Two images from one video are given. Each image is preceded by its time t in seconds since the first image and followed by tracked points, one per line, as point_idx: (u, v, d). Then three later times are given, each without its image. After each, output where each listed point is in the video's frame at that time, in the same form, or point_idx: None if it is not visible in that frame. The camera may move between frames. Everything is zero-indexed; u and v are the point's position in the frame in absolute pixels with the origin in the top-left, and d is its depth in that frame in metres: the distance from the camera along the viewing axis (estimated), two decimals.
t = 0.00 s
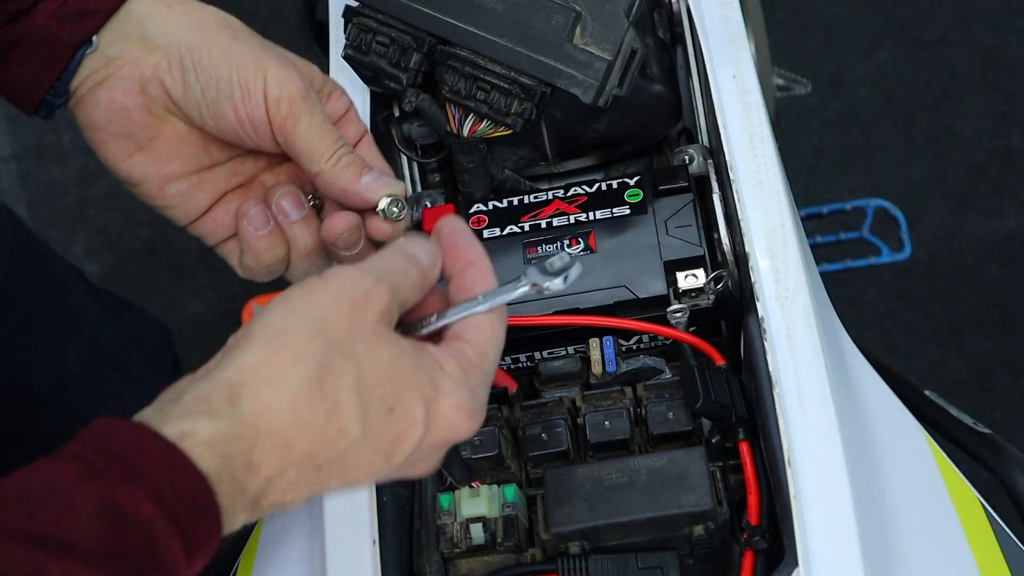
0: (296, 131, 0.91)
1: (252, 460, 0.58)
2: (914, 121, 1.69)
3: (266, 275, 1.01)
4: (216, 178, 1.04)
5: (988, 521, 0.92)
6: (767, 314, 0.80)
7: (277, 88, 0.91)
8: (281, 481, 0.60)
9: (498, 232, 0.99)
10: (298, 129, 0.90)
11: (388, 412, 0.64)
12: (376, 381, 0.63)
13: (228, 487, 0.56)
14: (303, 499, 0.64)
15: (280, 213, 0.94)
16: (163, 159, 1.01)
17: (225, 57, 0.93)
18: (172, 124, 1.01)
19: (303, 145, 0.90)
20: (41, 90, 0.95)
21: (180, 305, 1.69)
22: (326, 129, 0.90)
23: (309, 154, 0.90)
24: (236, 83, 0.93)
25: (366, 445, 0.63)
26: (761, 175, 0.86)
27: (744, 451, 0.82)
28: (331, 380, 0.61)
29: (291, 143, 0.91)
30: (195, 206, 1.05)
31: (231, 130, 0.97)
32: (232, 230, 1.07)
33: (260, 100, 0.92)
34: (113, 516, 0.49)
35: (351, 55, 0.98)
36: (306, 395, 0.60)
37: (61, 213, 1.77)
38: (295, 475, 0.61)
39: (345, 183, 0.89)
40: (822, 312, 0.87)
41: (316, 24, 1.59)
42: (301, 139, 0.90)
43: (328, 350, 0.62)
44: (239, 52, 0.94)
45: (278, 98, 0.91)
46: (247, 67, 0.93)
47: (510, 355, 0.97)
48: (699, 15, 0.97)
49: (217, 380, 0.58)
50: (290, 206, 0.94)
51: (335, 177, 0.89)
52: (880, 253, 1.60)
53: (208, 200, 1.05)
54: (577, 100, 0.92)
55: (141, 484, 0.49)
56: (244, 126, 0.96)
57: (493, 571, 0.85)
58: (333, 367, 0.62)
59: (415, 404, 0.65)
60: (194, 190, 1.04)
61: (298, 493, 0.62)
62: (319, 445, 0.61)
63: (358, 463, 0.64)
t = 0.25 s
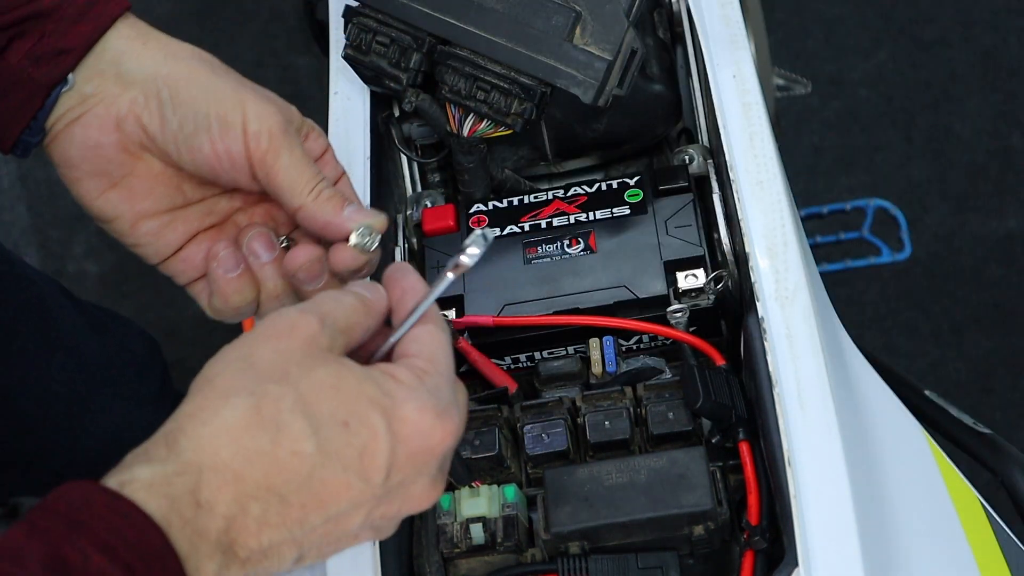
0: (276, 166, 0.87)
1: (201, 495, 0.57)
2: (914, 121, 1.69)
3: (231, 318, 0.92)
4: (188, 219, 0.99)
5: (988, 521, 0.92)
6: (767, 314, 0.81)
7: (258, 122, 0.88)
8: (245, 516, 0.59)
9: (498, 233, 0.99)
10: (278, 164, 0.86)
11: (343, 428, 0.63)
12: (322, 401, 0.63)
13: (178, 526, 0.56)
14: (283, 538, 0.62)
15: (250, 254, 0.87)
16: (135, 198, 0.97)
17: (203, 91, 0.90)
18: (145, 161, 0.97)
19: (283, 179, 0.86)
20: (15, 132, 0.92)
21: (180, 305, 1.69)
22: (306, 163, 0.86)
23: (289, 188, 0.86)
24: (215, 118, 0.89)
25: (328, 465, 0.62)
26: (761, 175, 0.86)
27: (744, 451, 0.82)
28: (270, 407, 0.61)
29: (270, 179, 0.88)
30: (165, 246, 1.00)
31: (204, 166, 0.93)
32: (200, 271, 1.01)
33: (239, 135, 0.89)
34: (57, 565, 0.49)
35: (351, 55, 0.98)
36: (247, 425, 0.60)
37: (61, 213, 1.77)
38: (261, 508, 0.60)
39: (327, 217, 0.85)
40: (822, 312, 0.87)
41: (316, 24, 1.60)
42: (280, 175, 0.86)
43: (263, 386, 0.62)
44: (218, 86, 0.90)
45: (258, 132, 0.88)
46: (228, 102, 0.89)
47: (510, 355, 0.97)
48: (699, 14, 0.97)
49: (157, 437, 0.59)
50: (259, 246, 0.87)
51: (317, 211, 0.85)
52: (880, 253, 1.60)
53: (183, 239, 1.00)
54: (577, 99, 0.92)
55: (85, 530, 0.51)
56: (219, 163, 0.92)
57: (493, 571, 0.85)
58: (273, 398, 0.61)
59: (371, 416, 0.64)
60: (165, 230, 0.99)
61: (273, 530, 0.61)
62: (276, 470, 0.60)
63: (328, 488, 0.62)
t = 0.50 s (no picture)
0: (206, 245, 0.89)
1: (166, 519, 0.62)
2: (914, 121, 1.69)
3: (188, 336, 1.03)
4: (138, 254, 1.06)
5: (988, 520, 0.92)
6: (767, 314, 0.80)
7: (181, 206, 0.89)
8: (215, 534, 0.63)
9: (498, 232, 0.99)
10: (208, 244, 0.89)
11: (292, 432, 0.68)
12: (266, 414, 0.68)
13: (151, 550, 0.60)
14: (260, 551, 0.66)
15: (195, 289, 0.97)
16: (79, 244, 1.06)
17: (127, 175, 0.91)
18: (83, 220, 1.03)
19: (214, 256, 0.89)
20: None
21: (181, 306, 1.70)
22: (234, 238, 0.88)
23: (223, 266, 0.88)
24: (144, 203, 0.91)
25: (285, 469, 0.67)
26: (761, 175, 0.86)
27: (745, 451, 0.82)
28: (214, 426, 0.66)
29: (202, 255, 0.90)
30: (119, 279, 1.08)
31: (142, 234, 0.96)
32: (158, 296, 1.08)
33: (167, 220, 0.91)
34: None
35: (351, 55, 0.98)
36: (196, 448, 0.64)
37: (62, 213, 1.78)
38: (229, 523, 0.64)
39: (264, 289, 0.86)
40: (822, 312, 0.87)
41: (316, 24, 1.60)
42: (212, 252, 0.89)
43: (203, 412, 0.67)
44: (141, 167, 0.91)
45: (181, 215, 0.89)
46: (150, 188, 0.90)
47: (510, 355, 0.97)
48: (700, 14, 0.97)
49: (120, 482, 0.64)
50: (205, 286, 0.96)
51: (250, 287, 0.87)
52: (880, 253, 1.60)
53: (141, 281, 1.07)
54: (577, 100, 0.92)
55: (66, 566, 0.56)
56: (156, 234, 0.95)
57: (493, 571, 0.85)
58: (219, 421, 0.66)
59: (318, 416, 0.69)
60: (114, 264, 1.06)
61: (248, 544, 0.65)
62: (235, 483, 0.64)
63: (291, 493, 0.67)
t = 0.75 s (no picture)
0: (178, 253, 0.86)
1: (125, 536, 0.58)
2: (914, 121, 1.69)
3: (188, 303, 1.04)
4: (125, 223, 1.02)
5: (988, 520, 0.92)
6: (767, 315, 0.81)
7: (154, 215, 0.85)
8: (179, 545, 0.59)
9: (498, 232, 0.99)
10: (183, 256, 0.85)
11: (252, 436, 0.64)
12: (223, 423, 0.64)
13: (113, 564, 0.56)
14: (232, 560, 0.61)
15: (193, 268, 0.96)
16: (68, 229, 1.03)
17: (100, 180, 0.87)
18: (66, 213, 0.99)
19: (187, 263, 0.86)
20: None
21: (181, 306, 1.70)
22: (207, 251, 0.84)
23: (196, 271, 0.86)
24: (120, 210, 0.88)
25: (250, 470, 0.62)
26: (761, 175, 0.86)
27: (745, 451, 0.82)
28: (173, 443, 0.62)
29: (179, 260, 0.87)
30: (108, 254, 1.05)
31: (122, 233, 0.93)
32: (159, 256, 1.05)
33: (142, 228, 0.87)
34: None
35: (351, 55, 0.98)
36: (154, 464, 0.61)
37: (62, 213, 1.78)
38: (194, 535, 0.59)
39: (232, 308, 0.84)
40: (822, 312, 0.87)
41: (316, 24, 1.60)
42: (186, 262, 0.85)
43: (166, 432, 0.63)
44: (114, 175, 0.87)
45: (154, 220, 0.85)
46: (124, 195, 0.86)
47: (510, 355, 0.97)
48: (699, 15, 0.97)
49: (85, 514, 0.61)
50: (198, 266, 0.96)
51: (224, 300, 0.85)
52: (880, 253, 1.60)
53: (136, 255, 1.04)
54: (577, 100, 0.92)
55: None
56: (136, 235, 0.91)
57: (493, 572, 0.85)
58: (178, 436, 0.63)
59: (275, 415, 0.65)
60: (104, 247, 1.04)
61: (219, 554, 0.60)
62: (196, 492, 0.60)
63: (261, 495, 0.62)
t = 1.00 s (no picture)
0: (136, 248, 0.84)
1: (45, 540, 0.59)
2: (914, 121, 1.69)
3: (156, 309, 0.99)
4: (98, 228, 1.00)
5: (988, 520, 0.92)
6: (767, 315, 0.81)
7: (116, 206, 0.84)
8: (100, 544, 0.59)
9: (498, 232, 0.99)
10: (143, 249, 0.83)
11: (166, 432, 0.63)
12: (141, 421, 0.63)
13: (35, 566, 0.58)
14: (154, 557, 0.61)
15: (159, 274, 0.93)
16: (39, 229, 1.02)
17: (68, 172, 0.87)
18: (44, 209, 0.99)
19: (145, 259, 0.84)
20: None
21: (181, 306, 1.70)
22: (166, 246, 0.82)
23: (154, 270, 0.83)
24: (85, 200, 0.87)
25: (166, 468, 0.61)
26: (761, 175, 0.86)
27: (745, 451, 0.82)
28: (93, 446, 0.62)
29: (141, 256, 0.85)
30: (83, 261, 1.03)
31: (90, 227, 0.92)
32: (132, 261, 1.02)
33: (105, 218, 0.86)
34: None
35: (351, 55, 0.98)
36: (74, 468, 0.61)
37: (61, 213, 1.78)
38: (112, 532, 0.60)
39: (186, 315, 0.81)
40: (822, 312, 0.87)
41: (315, 24, 1.60)
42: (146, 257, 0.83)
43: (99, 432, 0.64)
44: (80, 166, 0.87)
45: (115, 212, 0.85)
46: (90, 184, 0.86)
47: (510, 355, 0.97)
48: (699, 15, 0.97)
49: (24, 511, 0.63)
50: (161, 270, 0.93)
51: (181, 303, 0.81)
52: (880, 253, 1.60)
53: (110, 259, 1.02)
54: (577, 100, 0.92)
55: None
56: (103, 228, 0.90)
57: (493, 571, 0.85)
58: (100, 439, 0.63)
59: (190, 410, 0.64)
60: (75, 251, 1.02)
61: (140, 550, 0.60)
62: (112, 490, 0.60)
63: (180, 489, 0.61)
